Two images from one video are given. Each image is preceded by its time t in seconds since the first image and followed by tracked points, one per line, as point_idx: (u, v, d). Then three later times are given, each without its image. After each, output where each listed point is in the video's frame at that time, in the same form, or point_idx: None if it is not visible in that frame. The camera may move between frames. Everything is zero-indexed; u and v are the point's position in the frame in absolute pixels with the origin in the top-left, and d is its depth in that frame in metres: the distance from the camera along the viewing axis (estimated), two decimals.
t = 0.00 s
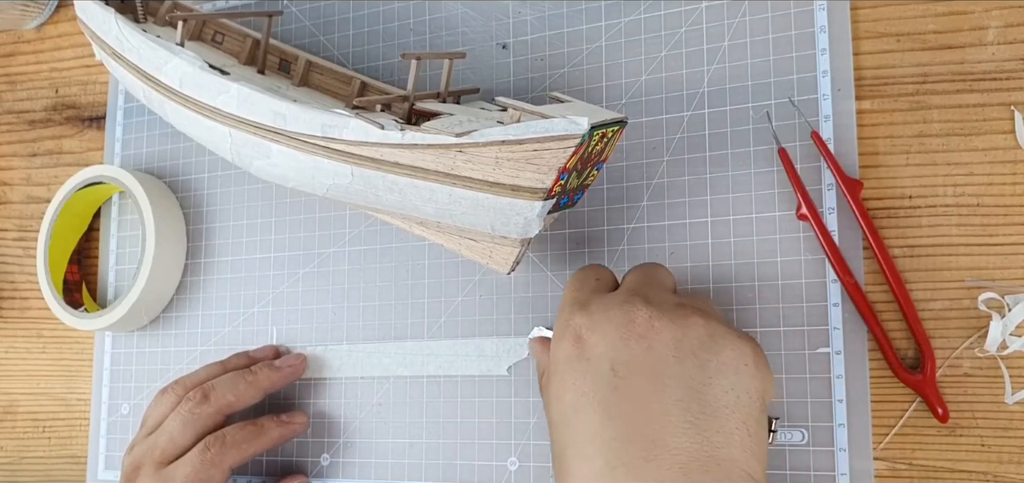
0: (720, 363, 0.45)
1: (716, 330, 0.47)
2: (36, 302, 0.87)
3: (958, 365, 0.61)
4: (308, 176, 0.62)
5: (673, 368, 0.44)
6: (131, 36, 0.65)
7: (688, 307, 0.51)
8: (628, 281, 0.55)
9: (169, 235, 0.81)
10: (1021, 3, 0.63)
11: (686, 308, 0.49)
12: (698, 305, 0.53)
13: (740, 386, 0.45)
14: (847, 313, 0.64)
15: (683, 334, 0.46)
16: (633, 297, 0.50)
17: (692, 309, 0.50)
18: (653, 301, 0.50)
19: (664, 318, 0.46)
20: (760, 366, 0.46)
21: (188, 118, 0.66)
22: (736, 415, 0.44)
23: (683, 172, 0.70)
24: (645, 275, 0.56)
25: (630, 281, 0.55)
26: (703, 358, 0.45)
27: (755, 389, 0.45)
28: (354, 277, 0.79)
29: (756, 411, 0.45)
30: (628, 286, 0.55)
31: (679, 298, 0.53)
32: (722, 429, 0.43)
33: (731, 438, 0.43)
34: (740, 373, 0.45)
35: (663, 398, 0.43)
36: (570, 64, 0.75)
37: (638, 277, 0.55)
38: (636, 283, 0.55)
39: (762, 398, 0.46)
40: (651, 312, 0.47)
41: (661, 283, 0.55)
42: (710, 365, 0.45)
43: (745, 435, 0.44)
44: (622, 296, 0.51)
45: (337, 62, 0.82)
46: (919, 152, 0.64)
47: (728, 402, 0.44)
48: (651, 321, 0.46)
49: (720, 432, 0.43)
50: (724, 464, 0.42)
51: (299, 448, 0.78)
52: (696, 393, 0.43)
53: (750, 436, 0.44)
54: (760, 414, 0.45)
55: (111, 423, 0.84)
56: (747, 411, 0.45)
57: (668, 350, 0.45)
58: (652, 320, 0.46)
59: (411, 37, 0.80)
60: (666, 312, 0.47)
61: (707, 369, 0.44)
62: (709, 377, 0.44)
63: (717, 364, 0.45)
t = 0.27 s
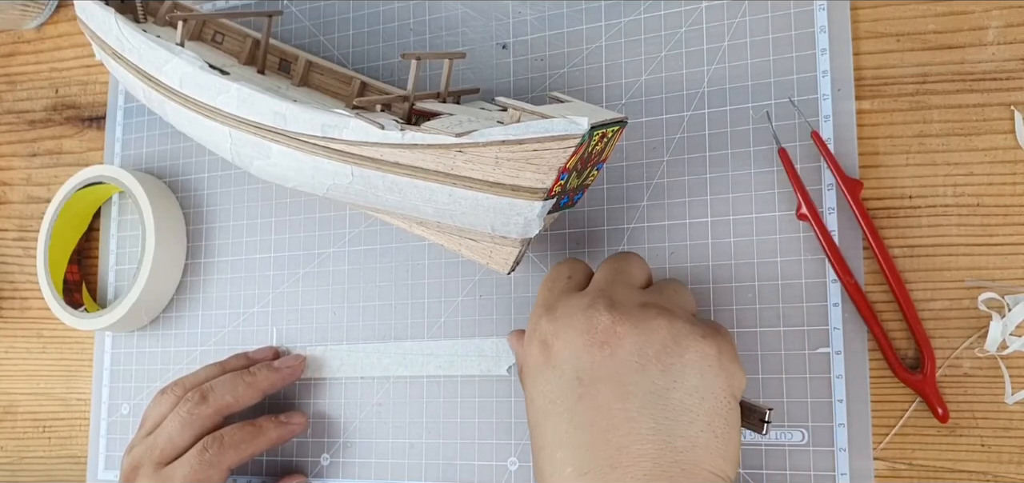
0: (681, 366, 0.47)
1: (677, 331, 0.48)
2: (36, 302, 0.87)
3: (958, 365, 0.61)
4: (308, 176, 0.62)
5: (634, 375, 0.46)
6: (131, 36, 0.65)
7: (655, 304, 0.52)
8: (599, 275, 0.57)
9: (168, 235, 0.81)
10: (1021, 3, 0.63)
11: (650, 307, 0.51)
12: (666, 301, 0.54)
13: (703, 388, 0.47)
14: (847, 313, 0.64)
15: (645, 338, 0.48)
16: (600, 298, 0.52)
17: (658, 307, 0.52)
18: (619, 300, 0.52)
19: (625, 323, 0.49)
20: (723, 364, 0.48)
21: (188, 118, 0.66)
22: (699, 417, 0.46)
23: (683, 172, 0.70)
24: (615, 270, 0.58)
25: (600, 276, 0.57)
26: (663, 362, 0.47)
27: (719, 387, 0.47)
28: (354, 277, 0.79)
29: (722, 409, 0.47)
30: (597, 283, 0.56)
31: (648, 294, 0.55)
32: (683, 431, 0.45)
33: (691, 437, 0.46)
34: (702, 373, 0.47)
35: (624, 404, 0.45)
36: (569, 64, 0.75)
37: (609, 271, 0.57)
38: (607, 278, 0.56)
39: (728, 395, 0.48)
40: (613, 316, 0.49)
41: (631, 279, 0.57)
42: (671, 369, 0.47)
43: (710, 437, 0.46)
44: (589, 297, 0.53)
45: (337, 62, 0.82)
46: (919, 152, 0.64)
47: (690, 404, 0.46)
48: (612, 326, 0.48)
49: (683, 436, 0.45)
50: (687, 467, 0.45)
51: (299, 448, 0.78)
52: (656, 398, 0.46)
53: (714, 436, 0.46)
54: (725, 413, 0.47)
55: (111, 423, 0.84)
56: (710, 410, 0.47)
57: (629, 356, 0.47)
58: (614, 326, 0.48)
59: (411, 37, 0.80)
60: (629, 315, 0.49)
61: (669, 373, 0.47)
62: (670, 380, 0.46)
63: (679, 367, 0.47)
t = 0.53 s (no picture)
0: (685, 363, 0.47)
1: (681, 328, 0.48)
2: (36, 302, 0.87)
3: (958, 365, 0.61)
4: (308, 176, 0.62)
5: (637, 372, 0.46)
6: (131, 36, 0.65)
7: (657, 301, 0.52)
8: (600, 274, 0.57)
9: (168, 235, 0.81)
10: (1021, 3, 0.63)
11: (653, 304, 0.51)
12: (668, 299, 0.54)
13: (705, 386, 0.47)
14: (847, 313, 0.64)
15: (649, 335, 0.47)
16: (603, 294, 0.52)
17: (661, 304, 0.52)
18: (622, 297, 0.52)
19: (629, 319, 0.48)
20: (726, 362, 0.48)
21: (188, 118, 0.66)
22: (701, 414, 0.46)
23: (683, 172, 0.70)
24: (617, 268, 0.57)
25: (601, 274, 0.57)
26: (667, 358, 0.47)
27: (721, 385, 0.47)
28: (354, 277, 0.79)
29: (724, 407, 0.47)
30: (598, 281, 0.56)
31: (650, 292, 0.55)
32: (685, 429, 0.45)
33: (693, 434, 0.46)
34: (705, 371, 0.47)
35: (627, 401, 0.45)
36: (569, 64, 0.75)
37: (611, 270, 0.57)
38: (608, 276, 0.56)
39: (730, 394, 0.48)
40: (616, 312, 0.49)
41: (631, 277, 0.57)
42: (674, 366, 0.47)
43: (712, 434, 0.46)
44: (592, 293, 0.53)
45: (337, 62, 0.82)
46: (919, 152, 0.64)
47: (692, 402, 0.46)
48: (616, 322, 0.48)
49: (685, 433, 0.45)
50: (688, 464, 0.45)
51: (299, 448, 0.78)
52: (659, 395, 0.46)
53: (716, 433, 0.47)
54: (727, 411, 0.47)
55: (111, 423, 0.84)
56: (713, 408, 0.47)
57: (632, 352, 0.47)
58: (617, 322, 0.48)
59: (411, 37, 0.80)
60: (632, 311, 0.49)
61: (673, 370, 0.47)
62: (674, 377, 0.46)
63: (682, 364, 0.47)
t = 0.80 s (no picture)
0: (689, 362, 0.47)
1: (684, 327, 0.48)
2: (36, 302, 0.87)
3: (958, 365, 0.61)
4: (308, 176, 0.62)
5: (642, 370, 0.46)
6: (131, 37, 0.65)
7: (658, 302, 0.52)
8: (598, 277, 0.57)
9: (168, 235, 0.81)
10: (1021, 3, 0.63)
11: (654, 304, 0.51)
12: (667, 300, 0.54)
13: (709, 385, 0.47)
14: (847, 313, 0.64)
15: (653, 333, 0.47)
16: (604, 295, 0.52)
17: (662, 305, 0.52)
18: (623, 298, 0.52)
19: (632, 317, 0.48)
20: (729, 362, 0.48)
21: (188, 118, 0.66)
22: (706, 413, 0.46)
23: (683, 172, 0.70)
24: (615, 271, 0.57)
25: (599, 276, 0.57)
26: (671, 357, 0.47)
27: (726, 385, 0.47)
28: (354, 277, 0.79)
29: (729, 407, 0.47)
30: (596, 284, 0.56)
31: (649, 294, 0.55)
32: (691, 428, 0.45)
33: (698, 434, 0.45)
34: (709, 370, 0.47)
35: (633, 399, 0.45)
36: (569, 64, 0.75)
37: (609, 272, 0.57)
38: (606, 278, 0.56)
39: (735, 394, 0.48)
40: (619, 311, 0.49)
41: (629, 279, 0.57)
42: (678, 364, 0.47)
43: (717, 434, 0.46)
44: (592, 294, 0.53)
45: (337, 62, 0.82)
46: (919, 152, 0.64)
47: (697, 400, 0.46)
48: (619, 321, 0.48)
49: (691, 432, 0.45)
50: (694, 463, 0.45)
51: (299, 448, 0.78)
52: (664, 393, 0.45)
53: (721, 433, 0.46)
54: (732, 411, 0.47)
55: (111, 423, 0.84)
56: (717, 407, 0.47)
57: (637, 350, 0.47)
58: (621, 321, 0.48)
59: (411, 37, 0.80)
60: (634, 310, 0.49)
61: (677, 369, 0.46)
62: (678, 376, 0.46)
63: (686, 362, 0.47)
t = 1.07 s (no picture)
0: (661, 371, 0.42)
1: (655, 334, 0.43)
2: (36, 302, 0.87)
3: (958, 365, 0.61)
4: (308, 176, 0.62)
5: (612, 384, 0.41)
6: (131, 36, 0.65)
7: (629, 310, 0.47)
8: (565, 285, 0.52)
9: (168, 235, 0.81)
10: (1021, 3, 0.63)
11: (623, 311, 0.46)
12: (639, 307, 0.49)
13: (683, 395, 0.42)
14: (847, 313, 0.64)
15: (622, 344, 0.43)
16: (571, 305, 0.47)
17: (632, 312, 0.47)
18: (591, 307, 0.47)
19: (600, 328, 0.43)
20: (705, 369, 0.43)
21: (187, 117, 0.66)
22: (681, 425, 0.41)
23: (683, 172, 0.70)
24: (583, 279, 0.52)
25: (567, 285, 0.52)
26: (642, 367, 0.42)
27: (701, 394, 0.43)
28: (354, 276, 0.79)
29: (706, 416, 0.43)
30: (561, 295, 0.50)
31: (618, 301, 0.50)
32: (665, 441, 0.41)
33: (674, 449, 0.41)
34: (683, 379, 0.42)
35: (604, 414, 0.40)
36: (569, 64, 0.75)
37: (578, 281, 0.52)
38: (573, 287, 0.51)
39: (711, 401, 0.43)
40: (586, 322, 0.44)
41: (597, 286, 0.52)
42: (650, 374, 0.42)
43: (692, 446, 0.41)
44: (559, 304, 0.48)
45: (337, 61, 0.82)
46: (919, 152, 0.64)
47: (671, 412, 0.41)
48: (586, 332, 0.43)
49: (665, 445, 0.40)
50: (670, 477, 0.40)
51: (299, 448, 0.78)
52: (636, 406, 0.41)
53: (697, 446, 0.42)
54: (707, 421, 0.42)
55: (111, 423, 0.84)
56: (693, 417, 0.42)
57: (606, 362, 0.42)
58: (589, 332, 0.43)
59: (411, 37, 0.80)
60: (603, 319, 0.44)
61: (648, 380, 0.42)
62: (650, 387, 0.42)
63: (658, 372, 0.42)
